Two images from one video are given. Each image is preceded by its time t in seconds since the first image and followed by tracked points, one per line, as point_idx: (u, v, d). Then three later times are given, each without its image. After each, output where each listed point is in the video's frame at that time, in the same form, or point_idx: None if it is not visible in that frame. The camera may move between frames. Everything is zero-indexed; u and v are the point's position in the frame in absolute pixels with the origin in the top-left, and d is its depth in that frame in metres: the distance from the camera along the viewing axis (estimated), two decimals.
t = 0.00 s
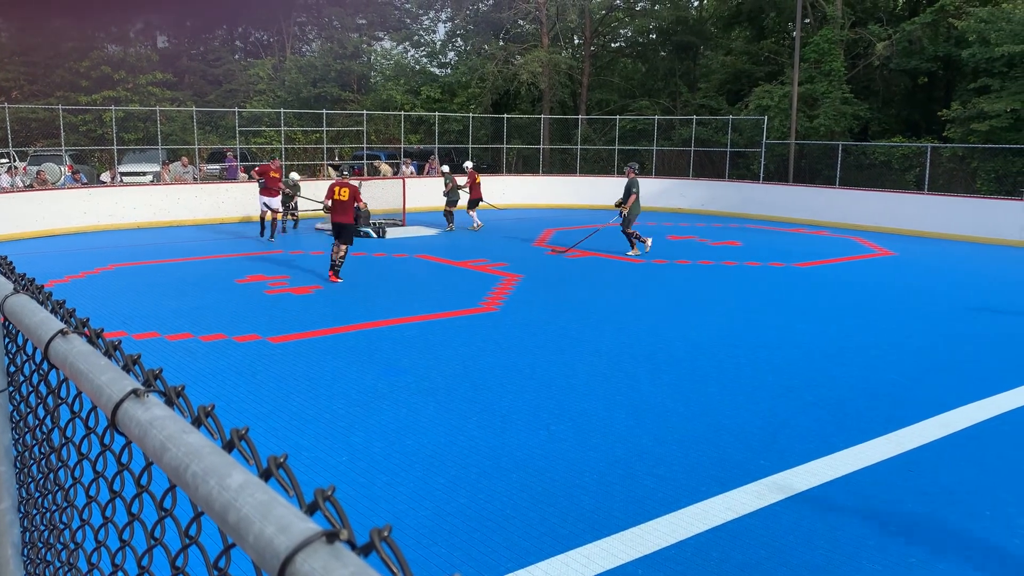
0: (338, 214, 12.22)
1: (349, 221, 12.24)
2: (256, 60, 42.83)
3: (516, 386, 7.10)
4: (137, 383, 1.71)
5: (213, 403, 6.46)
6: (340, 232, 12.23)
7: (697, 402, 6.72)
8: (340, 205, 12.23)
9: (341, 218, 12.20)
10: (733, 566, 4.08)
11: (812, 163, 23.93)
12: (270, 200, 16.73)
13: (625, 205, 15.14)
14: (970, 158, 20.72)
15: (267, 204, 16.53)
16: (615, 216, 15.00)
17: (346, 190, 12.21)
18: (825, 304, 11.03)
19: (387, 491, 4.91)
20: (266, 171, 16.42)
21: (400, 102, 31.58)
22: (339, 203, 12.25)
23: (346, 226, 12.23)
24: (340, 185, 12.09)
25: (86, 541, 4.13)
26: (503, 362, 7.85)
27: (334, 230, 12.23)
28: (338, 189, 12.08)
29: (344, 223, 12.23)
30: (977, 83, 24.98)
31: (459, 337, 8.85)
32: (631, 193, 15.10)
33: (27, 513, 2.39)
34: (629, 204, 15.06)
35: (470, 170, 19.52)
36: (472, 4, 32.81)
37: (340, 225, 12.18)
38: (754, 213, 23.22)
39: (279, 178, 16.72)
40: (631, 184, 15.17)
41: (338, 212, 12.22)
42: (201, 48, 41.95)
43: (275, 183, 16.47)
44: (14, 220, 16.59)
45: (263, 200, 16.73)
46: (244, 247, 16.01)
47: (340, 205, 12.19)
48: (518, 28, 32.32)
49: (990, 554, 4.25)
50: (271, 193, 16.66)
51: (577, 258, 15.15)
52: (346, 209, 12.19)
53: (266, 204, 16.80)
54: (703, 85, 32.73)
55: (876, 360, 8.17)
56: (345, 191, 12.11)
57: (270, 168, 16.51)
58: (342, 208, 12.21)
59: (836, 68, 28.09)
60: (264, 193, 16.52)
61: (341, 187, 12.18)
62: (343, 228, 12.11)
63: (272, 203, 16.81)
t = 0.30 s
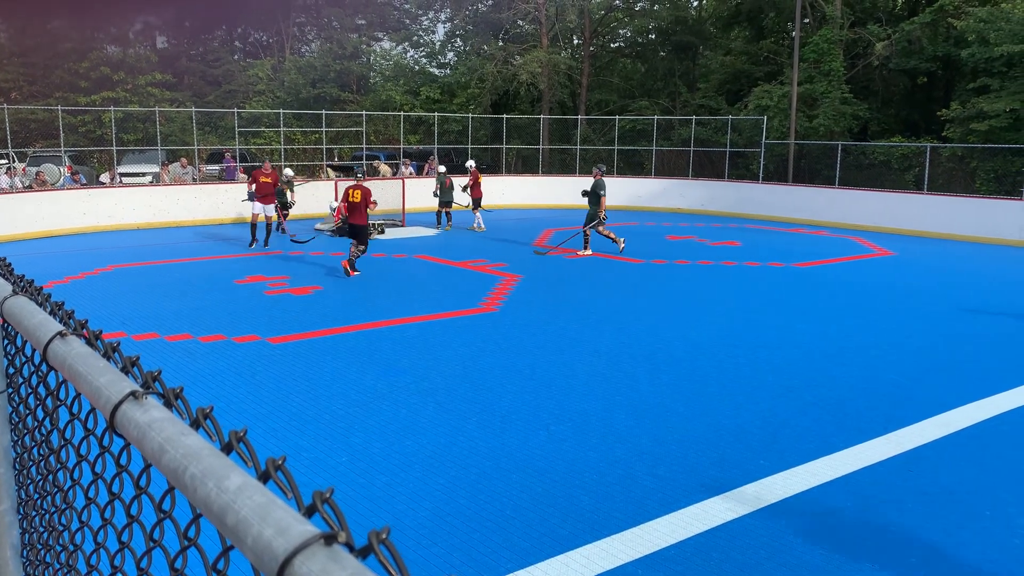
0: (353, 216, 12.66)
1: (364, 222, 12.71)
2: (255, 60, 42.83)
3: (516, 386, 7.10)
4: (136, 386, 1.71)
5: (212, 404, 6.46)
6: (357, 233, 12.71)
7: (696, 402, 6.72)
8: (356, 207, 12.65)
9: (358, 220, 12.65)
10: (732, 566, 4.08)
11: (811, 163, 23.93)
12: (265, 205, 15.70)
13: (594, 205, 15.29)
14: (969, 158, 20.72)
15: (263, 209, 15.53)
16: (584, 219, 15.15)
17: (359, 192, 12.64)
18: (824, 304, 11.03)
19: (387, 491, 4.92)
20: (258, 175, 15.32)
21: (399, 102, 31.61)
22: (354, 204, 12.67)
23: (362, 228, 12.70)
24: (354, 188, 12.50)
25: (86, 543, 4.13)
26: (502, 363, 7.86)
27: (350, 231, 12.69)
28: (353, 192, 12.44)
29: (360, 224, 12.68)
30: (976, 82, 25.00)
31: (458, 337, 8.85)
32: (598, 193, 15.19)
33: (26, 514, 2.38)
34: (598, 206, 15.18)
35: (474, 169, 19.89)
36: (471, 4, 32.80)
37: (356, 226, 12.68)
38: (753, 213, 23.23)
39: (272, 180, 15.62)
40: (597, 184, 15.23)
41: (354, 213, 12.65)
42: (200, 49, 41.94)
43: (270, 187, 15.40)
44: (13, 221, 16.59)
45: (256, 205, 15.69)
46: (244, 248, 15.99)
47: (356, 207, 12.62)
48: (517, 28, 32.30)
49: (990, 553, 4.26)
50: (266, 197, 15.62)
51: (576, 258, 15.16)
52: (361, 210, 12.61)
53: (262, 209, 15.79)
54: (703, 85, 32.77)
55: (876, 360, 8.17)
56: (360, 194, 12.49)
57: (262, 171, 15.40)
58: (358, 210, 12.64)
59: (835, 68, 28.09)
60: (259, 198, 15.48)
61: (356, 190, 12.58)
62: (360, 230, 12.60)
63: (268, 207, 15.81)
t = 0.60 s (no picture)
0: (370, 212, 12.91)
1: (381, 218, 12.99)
2: (254, 61, 42.81)
3: (514, 386, 7.11)
4: (134, 388, 1.71)
5: (211, 405, 6.45)
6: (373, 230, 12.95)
7: (696, 403, 6.71)
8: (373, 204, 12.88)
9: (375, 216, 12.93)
10: (731, 567, 4.08)
11: (810, 163, 23.97)
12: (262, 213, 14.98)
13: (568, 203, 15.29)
14: (968, 159, 20.73)
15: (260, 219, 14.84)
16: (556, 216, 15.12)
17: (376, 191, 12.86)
18: (823, 304, 11.04)
19: (386, 492, 4.91)
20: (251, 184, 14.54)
21: (398, 103, 31.65)
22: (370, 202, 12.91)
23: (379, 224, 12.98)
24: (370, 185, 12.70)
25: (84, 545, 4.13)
26: (501, 363, 7.86)
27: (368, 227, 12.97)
28: (370, 190, 12.64)
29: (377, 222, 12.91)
30: (975, 83, 25.03)
31: (458, 338, 8.84)
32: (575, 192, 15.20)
33: (24, 515, 2.37)
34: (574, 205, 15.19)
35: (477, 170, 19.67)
36: (470, 5, 32.77)
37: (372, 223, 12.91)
38: (752, 214, 23.22)
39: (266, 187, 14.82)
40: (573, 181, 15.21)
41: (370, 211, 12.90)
42: (199, 50, 41.93)
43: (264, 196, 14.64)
44: (10, 222, 16.55)
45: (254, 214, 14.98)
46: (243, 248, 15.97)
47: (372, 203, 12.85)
48: (516, 28, 32.27)
49: (989, 553, 4.26)
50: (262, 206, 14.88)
51: (575, 258, 15.16)
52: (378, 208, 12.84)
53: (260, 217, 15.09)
54: (702, 86, 32.84)
55: (875, 360, 8.18)
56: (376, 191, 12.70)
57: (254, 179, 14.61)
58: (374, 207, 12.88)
59: (834, 69, 28.09)
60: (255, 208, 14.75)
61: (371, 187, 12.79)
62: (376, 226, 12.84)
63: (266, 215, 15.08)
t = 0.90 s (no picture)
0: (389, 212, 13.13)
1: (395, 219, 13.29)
2: (250, 64, 42.81)
3: (510, 390, 7.11)
4: (130, 391, 1.72)
5: (206, 409, 6.44)
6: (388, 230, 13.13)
7: (692, 406, 6.73)
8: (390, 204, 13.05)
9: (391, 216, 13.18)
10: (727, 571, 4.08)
11: (805, 167, 24.07)
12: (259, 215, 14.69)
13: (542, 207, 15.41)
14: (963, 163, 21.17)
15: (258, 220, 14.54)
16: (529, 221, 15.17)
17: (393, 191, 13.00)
18: (819, 308, 11.07)
19: (382, 495, 4.91)
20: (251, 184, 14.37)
21: (394, 106, 31.73)
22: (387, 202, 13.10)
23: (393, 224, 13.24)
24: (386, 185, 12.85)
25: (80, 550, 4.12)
26: (497, 366, 7.86)
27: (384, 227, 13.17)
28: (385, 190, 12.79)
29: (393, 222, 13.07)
30: (969, 87, 25.18)
31: (455, 341, 8.84)
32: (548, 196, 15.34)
33: (19, 519, 2.36)
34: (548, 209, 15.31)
35: (479, 175, 19.33)
36: (466, 8, 32.76)
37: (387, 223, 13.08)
38: (748, 218, 23.25)
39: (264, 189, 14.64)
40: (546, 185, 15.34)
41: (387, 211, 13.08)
42: (195, 53, 41.88)
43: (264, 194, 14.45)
44: (5, 225, 16.47)
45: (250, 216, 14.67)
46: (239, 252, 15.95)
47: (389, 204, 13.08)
48: (512, 32, 32.32)
49: (983, 556, 4.28)
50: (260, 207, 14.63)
51: (572, 261, 15.18)
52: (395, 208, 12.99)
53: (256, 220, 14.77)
54: (697, 90, 32.97)
55: (870, 364, 8.21)
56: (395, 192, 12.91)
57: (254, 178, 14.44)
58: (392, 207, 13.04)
59: (829, 72, 28.19)
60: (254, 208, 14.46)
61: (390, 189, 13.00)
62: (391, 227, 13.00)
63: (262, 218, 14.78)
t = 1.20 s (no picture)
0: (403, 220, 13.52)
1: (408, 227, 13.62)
2: (244, 70, 42.80)
3: (504, 396, 7.10)
4: (123, 398, 1.71)
5: (200, 415, 6.41)
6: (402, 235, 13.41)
7: (686, 412, 6.74)
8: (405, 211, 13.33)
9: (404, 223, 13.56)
10: None
11: (798, 173, 24.18)
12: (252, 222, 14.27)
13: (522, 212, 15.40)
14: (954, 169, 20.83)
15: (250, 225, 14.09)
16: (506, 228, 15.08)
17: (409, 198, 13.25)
18: (812, 313, 11.10)
19: (375, 502, 4.90)
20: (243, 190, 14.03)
21: (388, 112, 31.78)
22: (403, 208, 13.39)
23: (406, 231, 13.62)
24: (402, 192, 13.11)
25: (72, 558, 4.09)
26: (491, 372, 7.86)
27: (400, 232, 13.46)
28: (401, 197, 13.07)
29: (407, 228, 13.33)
30: (961, 94, 25.33)
31: (449, 347, 8.83)
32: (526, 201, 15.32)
33: (11, 527, 2.35)
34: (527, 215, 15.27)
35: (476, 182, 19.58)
36: (461, 15, 32.71)
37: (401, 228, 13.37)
38: (742, 224, 23.32)
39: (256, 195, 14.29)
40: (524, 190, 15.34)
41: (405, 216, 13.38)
42: (189, 58, 41.81)
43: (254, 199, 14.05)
44: None
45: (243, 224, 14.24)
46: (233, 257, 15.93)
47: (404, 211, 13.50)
48: (506, 38, 32.39)
49: (976, 561, 4.29)
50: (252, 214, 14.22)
51: (566, 267, 15.20)
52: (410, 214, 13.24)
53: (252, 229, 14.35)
54: (691, 96, 33.08)
55: (863, 369, 8.24)
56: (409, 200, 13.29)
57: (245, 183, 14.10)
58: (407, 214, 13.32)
59: (822, 79, 28.34)
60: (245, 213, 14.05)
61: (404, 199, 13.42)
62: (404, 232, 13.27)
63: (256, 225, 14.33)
